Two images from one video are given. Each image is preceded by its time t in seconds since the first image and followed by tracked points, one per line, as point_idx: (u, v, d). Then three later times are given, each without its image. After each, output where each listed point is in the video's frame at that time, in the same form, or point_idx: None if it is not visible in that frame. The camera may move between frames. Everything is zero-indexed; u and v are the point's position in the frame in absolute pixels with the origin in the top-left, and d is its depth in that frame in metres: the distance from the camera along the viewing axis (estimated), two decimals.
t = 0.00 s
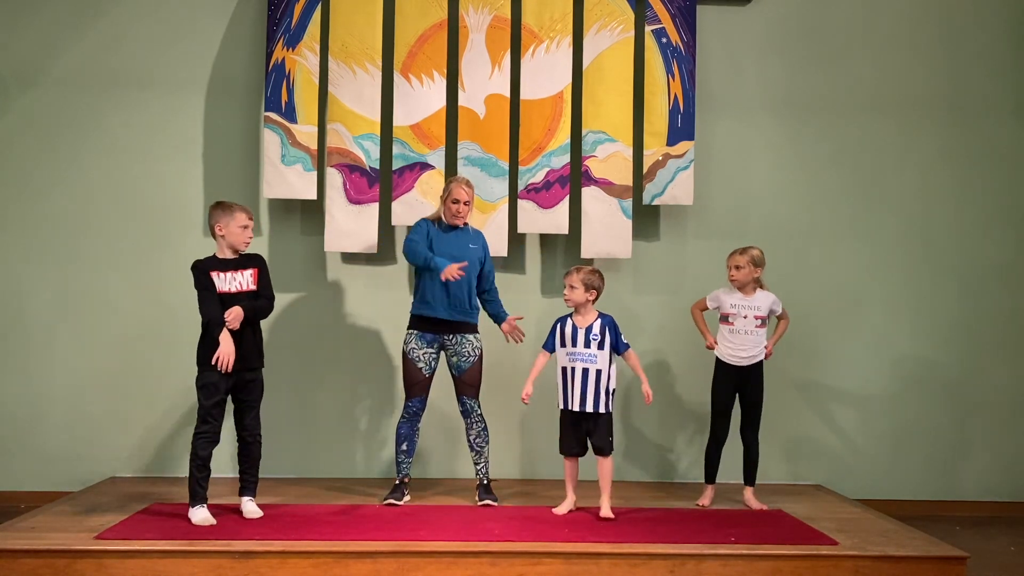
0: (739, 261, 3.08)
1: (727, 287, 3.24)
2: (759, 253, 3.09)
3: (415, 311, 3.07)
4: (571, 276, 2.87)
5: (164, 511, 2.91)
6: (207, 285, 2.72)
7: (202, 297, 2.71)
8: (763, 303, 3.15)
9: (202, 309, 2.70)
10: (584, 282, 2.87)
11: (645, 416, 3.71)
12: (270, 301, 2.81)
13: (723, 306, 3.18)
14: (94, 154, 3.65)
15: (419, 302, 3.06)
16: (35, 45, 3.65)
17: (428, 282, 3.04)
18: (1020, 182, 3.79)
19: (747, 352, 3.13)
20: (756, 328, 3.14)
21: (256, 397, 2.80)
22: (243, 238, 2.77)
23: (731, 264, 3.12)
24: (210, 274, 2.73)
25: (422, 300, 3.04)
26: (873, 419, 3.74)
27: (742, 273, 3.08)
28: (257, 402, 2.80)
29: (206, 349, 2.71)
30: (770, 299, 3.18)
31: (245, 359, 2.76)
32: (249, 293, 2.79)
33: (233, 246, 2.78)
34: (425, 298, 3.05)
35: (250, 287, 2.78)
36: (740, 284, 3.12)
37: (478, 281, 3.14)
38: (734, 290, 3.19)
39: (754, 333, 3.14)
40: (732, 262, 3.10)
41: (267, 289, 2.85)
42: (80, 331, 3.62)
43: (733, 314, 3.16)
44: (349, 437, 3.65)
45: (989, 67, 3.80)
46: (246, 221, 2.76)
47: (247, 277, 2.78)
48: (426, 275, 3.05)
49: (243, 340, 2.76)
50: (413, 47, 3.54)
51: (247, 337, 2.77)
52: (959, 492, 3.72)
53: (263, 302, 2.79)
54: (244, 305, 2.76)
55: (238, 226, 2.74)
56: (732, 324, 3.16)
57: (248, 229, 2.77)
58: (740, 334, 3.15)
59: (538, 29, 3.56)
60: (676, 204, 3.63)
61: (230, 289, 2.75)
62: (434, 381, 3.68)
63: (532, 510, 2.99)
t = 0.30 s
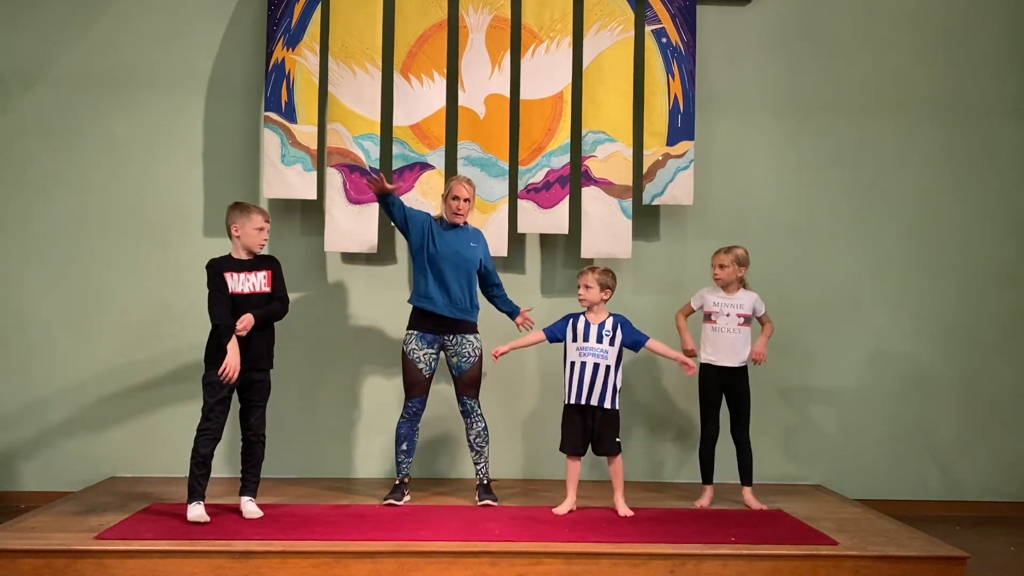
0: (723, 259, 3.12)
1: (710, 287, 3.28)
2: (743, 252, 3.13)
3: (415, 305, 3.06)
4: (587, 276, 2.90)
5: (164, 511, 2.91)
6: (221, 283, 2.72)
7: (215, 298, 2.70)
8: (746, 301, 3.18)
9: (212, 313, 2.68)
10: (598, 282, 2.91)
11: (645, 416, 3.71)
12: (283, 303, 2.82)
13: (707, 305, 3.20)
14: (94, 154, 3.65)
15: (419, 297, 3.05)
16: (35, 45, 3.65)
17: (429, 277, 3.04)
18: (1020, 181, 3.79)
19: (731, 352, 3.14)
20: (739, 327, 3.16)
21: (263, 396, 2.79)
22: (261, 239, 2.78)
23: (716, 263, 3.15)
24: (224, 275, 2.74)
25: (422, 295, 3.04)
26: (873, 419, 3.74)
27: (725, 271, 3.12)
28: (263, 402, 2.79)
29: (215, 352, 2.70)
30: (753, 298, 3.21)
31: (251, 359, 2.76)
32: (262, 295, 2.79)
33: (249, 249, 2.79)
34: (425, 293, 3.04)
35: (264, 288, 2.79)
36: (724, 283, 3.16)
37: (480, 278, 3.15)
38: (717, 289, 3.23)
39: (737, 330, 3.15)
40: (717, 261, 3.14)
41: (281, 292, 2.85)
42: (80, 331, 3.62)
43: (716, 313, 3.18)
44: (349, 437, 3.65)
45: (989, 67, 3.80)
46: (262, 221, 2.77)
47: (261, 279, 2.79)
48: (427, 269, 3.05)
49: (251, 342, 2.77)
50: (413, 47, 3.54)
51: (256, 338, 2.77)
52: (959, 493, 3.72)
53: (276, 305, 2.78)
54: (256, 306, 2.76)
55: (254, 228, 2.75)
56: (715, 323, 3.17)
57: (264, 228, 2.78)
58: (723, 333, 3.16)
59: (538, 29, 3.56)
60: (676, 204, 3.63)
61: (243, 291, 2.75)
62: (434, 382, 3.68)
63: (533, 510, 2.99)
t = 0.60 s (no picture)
0: (716, 259, 3.12)
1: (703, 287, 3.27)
2: (735, 251, 3.14)
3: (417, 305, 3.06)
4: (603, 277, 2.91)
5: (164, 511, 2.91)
6: (218, 281, 2.72)
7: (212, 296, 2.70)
8: (741, 299, 3.18)
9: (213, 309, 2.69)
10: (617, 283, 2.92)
11: (646, 415, 3.71)
12: (282, 304, 2.82)
13: (701, 304, 3.19)
14: (94, 154, 3.65)
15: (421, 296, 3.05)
16: (35, 44, 3.65)
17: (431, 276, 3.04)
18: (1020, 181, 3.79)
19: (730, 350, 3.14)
20: (735, 324, 3.16)
21: (259, 397, 2.79)
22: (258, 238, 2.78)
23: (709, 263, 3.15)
24: (222, 274, 2.73)
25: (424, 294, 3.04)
26: (873, 418, 3.74)
27: (718, 271, 3.12)
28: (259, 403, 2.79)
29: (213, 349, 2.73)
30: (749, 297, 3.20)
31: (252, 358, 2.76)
32: (260, 296, 2.79)
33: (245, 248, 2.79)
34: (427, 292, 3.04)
35: (261, 289, 2.79)
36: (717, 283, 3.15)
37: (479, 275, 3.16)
38: (711, 288, 3.23)
39: (733, 328, 3.16)
40: (710, 261, 3.14)
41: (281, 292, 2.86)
42: (80, 331, 3.62)
43: (712, 311, 3.18)
44: (349, 437, 3.65)
45: (989, 67, 3.79)
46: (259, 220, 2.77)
47: (258, 279, 2.79)
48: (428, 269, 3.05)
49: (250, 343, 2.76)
50: (413, 47, 3.54)
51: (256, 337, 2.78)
52: (959, 493, 3.71)
53: (274, 305, 2.79)
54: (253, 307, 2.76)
55: (250, 228, 2.75)
56: (711, 321, 3.17)
57: (261, 227, 2.78)
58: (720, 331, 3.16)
59: (538, 29, 3.56)
60: (676, 204, 3.63)
61: (241, 291, 2.75)
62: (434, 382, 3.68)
63: (533, 510, 2.99)
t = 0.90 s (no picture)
0: (721, 260, 3.14)
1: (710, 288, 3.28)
2: (741, 252, 3.15)
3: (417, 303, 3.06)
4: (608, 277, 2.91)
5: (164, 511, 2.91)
6: (204, 283, 2.74)
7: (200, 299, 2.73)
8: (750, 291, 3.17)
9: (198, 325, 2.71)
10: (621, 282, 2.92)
11: (645, 415, 3.71)
12: (265, 313, 2.78)
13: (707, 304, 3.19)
14: (94, 153, 3.65)
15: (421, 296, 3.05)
16: (36, 44, 3.65)
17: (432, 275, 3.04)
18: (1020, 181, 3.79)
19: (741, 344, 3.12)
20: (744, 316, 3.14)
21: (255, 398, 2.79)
22: (246, 237, 2.78)
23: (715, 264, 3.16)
24: (207, 275, 2.74)
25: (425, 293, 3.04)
26: (873, 418, 3.74)
27: (724, 270, 3.13)
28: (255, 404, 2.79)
29: (206, 357, 2.71)
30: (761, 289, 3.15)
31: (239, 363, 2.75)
32: (246, 298, 2.78)
33: (233, 248, 2.78)
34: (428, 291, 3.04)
35: (248, 290, 2.78)
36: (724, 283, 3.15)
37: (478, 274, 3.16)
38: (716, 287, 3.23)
39: (744, 321, 3.13)
40: (716, 262, 3.15)
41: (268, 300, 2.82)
42: (80, 331, 3.62)
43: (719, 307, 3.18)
44: (349, 437, 3.65)
45: (989, 67, 3.80)
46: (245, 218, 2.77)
47: (246, 281, 2.78)
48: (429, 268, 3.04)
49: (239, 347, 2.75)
50: (413, 47, 3.54)
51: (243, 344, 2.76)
52: (959, 493, 3.71)
53: (257, 314, 2.76)
54: (239, 310, 2.76)
55: (235, 226, 2.75)
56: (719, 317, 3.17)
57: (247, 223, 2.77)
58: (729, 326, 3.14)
59: (538, 29, 3.56)
60: (676, 204, 3.63)
61: (226, 291, 2.75)
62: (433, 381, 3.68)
63: (532, 510, 2.99)
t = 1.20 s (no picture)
0: (724, 261, 3.13)
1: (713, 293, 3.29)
2: (745, 254, 3.15)
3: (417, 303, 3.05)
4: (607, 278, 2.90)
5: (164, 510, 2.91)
6: (198, 282, 2.75)
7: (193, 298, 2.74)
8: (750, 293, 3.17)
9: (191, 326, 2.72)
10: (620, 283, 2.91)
11: (645, 415, 3.71)
12: (258, 310, 2.77)
13: (709, 308, 3.20)
14: (94, 153, 3.65)
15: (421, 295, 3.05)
16: (36, 44, 3.65)
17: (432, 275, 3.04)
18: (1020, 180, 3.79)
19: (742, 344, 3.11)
20: (745, 318, 3.14)
21: (252, 398, 2.78)
22: (241, 237, 2.78)
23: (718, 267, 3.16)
24: (201, 274, 2.75)
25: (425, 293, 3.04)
26: (873, 418, 3.74)
27: (726, 272, 3.13)
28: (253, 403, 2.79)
29: (202, 357, 2.71)
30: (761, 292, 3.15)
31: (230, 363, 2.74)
32: (239, 296, 2.77)
33: (231, 248, 2.79)
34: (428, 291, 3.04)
35: (242, 289, 2.78)
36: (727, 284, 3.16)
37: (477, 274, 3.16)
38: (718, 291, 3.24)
39: (744, 322, 3.13)
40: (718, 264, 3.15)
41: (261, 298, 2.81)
42: (80, 331, 3.62)
43: (720, 311, 3.18)
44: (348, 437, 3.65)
45: (989, 67, 3.79)
46: (240, 217, 2.77)
47: (239, 280, 2.77)
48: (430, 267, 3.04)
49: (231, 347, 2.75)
50: (413, 47, 3.54)
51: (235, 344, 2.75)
52: (960, 493, 3.71)
53: (248, 312, 2.75)
54: (231, 308, 2.75)
55: (229, 226, 2.76)
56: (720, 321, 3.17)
57: (242, 224, 2.78)
58: (730, 328, 3.15)
59: (538, 29, 3.56)
60: (676, 204, 3.63)
61: (218, 289, 2.75)
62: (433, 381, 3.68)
63: (532, 510, 2.99)
